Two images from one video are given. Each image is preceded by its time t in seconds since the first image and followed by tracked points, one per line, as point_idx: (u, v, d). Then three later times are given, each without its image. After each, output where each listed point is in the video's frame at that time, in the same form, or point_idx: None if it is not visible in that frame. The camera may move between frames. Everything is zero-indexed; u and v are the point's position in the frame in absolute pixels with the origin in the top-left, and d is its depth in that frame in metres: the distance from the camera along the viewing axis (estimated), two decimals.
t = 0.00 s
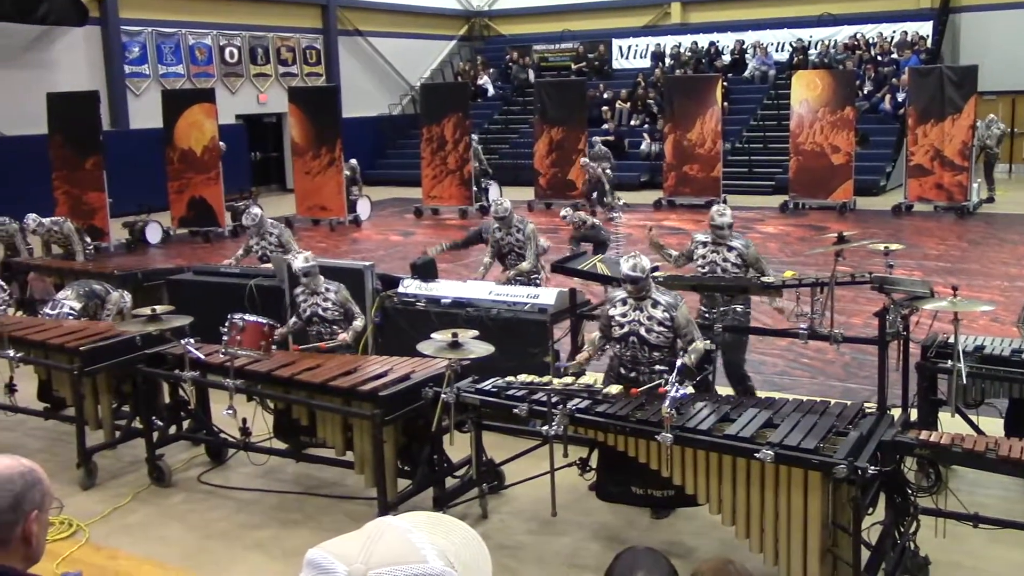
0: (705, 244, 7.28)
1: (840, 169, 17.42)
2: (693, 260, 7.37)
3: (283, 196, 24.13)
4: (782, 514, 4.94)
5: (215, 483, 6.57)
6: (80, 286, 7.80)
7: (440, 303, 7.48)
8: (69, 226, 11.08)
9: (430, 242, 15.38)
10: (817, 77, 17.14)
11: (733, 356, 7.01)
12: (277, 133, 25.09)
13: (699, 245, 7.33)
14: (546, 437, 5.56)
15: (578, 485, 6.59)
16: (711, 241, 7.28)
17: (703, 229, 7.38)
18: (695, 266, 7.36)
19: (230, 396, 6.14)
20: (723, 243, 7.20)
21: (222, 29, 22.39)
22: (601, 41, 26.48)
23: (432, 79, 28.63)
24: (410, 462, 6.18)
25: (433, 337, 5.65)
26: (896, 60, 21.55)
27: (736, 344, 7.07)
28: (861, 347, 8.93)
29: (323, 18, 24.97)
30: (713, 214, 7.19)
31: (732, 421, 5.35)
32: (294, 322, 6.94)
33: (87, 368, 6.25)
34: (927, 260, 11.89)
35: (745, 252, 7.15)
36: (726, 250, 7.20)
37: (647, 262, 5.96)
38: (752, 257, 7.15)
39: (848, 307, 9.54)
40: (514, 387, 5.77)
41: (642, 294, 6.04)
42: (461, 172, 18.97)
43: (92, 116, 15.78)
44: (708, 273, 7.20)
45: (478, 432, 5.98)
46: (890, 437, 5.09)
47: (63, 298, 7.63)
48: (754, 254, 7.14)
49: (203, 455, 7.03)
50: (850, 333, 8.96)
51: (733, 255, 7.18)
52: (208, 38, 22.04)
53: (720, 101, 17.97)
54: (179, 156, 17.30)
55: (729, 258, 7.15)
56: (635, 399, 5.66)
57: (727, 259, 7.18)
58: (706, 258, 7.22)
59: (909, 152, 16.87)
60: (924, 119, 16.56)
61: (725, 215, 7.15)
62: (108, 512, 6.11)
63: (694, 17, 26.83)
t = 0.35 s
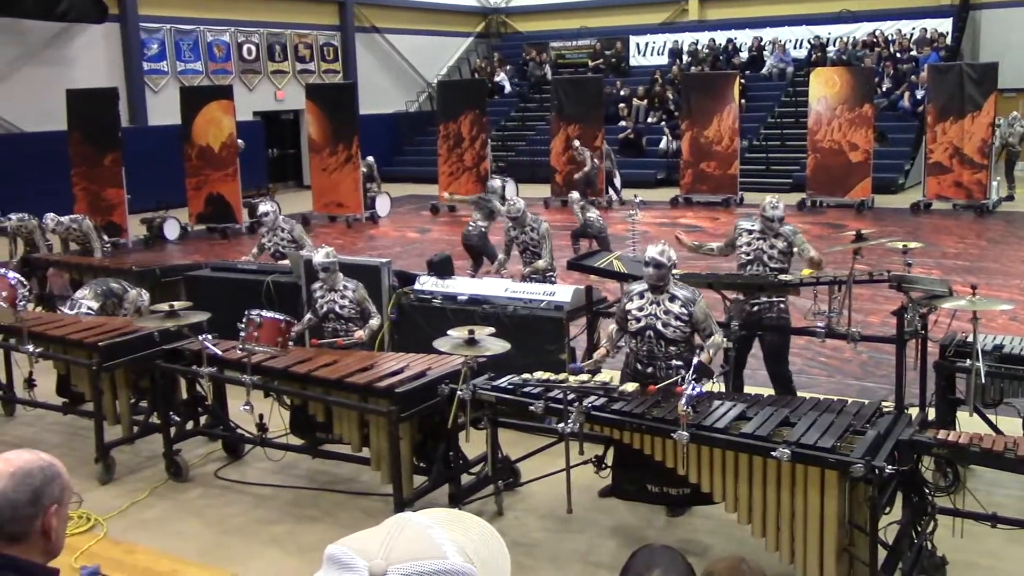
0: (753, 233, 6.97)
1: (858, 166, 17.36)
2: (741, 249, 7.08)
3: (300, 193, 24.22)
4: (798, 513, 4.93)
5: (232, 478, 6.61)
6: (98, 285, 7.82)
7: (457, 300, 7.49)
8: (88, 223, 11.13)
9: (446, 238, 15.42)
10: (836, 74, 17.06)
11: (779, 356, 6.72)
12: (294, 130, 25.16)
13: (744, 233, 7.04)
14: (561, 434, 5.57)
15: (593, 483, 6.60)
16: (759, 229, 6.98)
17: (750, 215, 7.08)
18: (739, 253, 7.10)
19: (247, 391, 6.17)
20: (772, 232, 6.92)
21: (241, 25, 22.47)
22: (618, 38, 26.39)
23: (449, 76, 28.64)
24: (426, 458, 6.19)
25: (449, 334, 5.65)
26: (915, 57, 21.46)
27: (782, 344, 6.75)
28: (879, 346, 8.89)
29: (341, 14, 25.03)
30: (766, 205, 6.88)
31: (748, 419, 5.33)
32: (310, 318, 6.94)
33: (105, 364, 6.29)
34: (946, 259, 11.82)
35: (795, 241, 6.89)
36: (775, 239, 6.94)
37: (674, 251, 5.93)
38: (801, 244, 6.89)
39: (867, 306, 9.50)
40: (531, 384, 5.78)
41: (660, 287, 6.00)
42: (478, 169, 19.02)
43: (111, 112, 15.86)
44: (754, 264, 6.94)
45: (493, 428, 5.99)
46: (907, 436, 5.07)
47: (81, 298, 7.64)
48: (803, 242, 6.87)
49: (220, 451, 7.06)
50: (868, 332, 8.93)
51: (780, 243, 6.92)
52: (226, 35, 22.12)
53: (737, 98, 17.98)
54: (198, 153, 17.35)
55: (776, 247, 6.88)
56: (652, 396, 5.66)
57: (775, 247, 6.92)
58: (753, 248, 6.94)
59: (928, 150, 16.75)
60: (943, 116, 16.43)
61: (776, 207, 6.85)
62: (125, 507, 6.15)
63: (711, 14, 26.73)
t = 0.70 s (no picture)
0: (783, 230, 6.87)
1: (862, 165, 17.37)
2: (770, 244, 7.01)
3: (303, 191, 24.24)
4: (801, 513, 4.92)
5: (236, 476, 6.62)
6: (99, 276, 7.85)
7: (460, 297, 7.49)
8: (91, 220, 11.13)
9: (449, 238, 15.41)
10: (839, 73, 17.02)
11: (797, 356, 6.65)
12: (297, 129, 25.16)
13: (773, 229, 6.97)
14: (565, 433, 5.57)
15: (596, 481, 6.60)
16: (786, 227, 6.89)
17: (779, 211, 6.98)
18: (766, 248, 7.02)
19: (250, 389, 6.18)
20: (799, 232, 6.83)
21: (245, 24, 22.49)
22: (622, 36, 26.37)
23: (452, 75, 28.63)
24: (428, 456, 6.19)
25: (452, 332, 5.65)
26: (919, 56, 21.44)
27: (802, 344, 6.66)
28: (882, 345, 8.89)
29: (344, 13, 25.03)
30: (785, 198, 6.80)
31: (752, 418, 5.33)
32: (313, 312, 6.94)
33: (108, 362, 6.30)
34: (950, 258, 11.80)
35: (822, 241, 6.78)
36: (801, 237, 6.84)
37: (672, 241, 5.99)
38: (829, 245, 6.80)
39: (870, 305, 9.50)
40: (534, 382, 5.77)
41: (654, 281, 6.01)
42: (481, 167, 19.01)
43: (115, 111, 15.89)
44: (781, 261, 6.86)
45: (495, 426, 5.99)
46: (911, 435, 5.06)
47: (84, 290, 7.66)
48: (830, 243, 6.78)
49: (224, 448, 7.07)
50: (871, 331, 8.93)
51: (807, 243, 6.83)
52: (230, 33, 22.16)
53: (741, 97, 17.90)
54: (201, 151, 17.29)
55: (803, 248, 6.79)
56: (654, 395, 5.65)
57: (801, 247, 6.83)
58: (780, 243, 6.86)
59: (932, 149, 16.75)
60: (947, 115, 16.42)
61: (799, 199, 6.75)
62: (129, 504, 6.16)
63: (715, 13, 26.70)
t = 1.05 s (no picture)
0: (780, 238, 6.88)
1: (853, 166, 17.38)
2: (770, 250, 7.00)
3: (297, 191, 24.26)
4: (793, 512, 4.93)
5: (228, 476, 6.61)
6: (90, 274, 7.83)
7: (453, 298, 7.49)
8: (83, 219, 11.09)
9: (443, 237, 15.42)
10: (833, 74, 17.11)
11: (793, 356, 6.67)
12: (291, 129, 25.15)
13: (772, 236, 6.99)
14: (558, 433, 5.57)
15: (589, 480, 6.61)
16: (783, 236, 6.90)
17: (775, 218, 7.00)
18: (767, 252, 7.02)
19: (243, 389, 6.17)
20: (796, 237, 6.85)
21: (237, 23, 22.47)
22: (616, 37, 26.39)
23: (445, 75, 28.62)
24: (421, 457, 6.18)
25: (445, 333, 5.65)
26: (912, 57, 21.47)
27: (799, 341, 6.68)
28: (874, 345, 8.92)
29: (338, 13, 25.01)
30: (775, 205, 6.86)
31: (744, 418, 5.34)
32: (305, 313, 6.95)
33: (100, 362, 6.29)
34: (942, 259, 11.84)
35: (817, 249, 6.78)
36: (796, 244, 6.85)
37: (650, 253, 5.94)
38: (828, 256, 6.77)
39: (863, 305, 9.53)
40: (526, 383, 5.77)
41: (638, 288, 6.02)
42: (474, 167, 19.03)
43: (107, 111, 15.87)
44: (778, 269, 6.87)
45: (488, 426, 5.99)
46: (902, 435, 5.07)
47: (75, 290, 7.64)
48: (828, 252, 6.78)
49: (216, 449, 7.07)
50: (864, 331, 8.95)
51: (804, 252, 6.83)
52: (223, 33, 22.14)
53: (735, 98, 17.92)
54: (193, 151, 17.28)
55: (798, 254, 6.80)
56: (645, 395, 5.66)
57: (796, 253, 6.84)
58: (779, 253, 6.85)
59: (924, 149, 16.77)
60: (940, 116, 16.46)
61: (788, 204, 6.82)
62: (121, 504, 6.16)
63: (709, 13, 26.72)
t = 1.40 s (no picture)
0: (740, 240, 7.03)
1: (830, 168, 17.47)
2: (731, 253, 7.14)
3: (275, 194, 24.22)
4: (771, 512, 4.95)
5: (206, 481, 6.58)
6: (63, 281, 7.77)
7: (431, 301, 7.49)
8: (59, 223, 11.03)
9: (422, 240, 15.40)
10: (809, 76, 17.17)
11: (764, 356, 6.72)
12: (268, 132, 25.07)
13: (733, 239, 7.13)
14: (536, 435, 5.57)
15: (568, 482, 6.62)
16: (742, 238, 7.05)
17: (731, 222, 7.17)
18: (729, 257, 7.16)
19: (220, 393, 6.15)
20: (757, 238, 6.99)
21: (213, 26, 22.32)
22: (594, 39, 26.49)
23: (424, 77, 28.62)
24: (400, 459, 6.17)
25: (424, 335, 5.65)
26: (888, 60, 21.61)
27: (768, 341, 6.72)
28: (850, 346, 8.98)
29: (315, 15, 24.97)
30: (733, 209, 6.97)
31: (722, 419, 5.36)
32: (283, 318, 6.93)
33: (76, 367, 6.26)
34: (917, 260, 11.93)
35: (779, 247, 6.93)
36: (757, 244, 7.00)
37: (630, 262, 5.90)
38: (789, 253, 6.93)
39: (839, 306, 9.59)
40: (505, 385, 5.77)
41: (624, 293, 6.04)
42: (452, 170, 19.03)
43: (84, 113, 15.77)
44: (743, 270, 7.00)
45: (467, 429, 5.98)
46: (878, 435, 5.10)
47: (48, 298, 7.61)
48: (788, 250, 6.94)
49: (193, 453, 7.04)
50: (840, 331, 9.00)
51: (766, 252, 6.97)
52: (200, 35, 22.01)
53: (712, 100, 17.97)
54: (170, 154, 17.25)
55: (761, 255, 6.94)
56: (624, 397, 5.67)
57: (759, 255, 6.98)
58: (741, 252, 7.00)
59: (900, 151, 16.91)
60: (915, 118, 16.59)
61: (743, 209, 6.95)
62: (97, 510, 6.12)
63: (686, 16, 26.85)
